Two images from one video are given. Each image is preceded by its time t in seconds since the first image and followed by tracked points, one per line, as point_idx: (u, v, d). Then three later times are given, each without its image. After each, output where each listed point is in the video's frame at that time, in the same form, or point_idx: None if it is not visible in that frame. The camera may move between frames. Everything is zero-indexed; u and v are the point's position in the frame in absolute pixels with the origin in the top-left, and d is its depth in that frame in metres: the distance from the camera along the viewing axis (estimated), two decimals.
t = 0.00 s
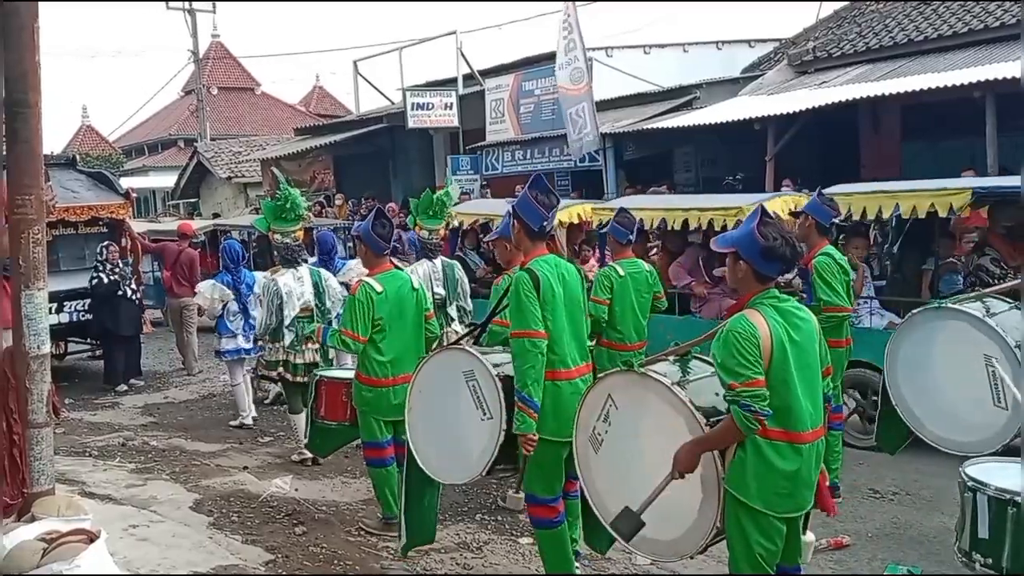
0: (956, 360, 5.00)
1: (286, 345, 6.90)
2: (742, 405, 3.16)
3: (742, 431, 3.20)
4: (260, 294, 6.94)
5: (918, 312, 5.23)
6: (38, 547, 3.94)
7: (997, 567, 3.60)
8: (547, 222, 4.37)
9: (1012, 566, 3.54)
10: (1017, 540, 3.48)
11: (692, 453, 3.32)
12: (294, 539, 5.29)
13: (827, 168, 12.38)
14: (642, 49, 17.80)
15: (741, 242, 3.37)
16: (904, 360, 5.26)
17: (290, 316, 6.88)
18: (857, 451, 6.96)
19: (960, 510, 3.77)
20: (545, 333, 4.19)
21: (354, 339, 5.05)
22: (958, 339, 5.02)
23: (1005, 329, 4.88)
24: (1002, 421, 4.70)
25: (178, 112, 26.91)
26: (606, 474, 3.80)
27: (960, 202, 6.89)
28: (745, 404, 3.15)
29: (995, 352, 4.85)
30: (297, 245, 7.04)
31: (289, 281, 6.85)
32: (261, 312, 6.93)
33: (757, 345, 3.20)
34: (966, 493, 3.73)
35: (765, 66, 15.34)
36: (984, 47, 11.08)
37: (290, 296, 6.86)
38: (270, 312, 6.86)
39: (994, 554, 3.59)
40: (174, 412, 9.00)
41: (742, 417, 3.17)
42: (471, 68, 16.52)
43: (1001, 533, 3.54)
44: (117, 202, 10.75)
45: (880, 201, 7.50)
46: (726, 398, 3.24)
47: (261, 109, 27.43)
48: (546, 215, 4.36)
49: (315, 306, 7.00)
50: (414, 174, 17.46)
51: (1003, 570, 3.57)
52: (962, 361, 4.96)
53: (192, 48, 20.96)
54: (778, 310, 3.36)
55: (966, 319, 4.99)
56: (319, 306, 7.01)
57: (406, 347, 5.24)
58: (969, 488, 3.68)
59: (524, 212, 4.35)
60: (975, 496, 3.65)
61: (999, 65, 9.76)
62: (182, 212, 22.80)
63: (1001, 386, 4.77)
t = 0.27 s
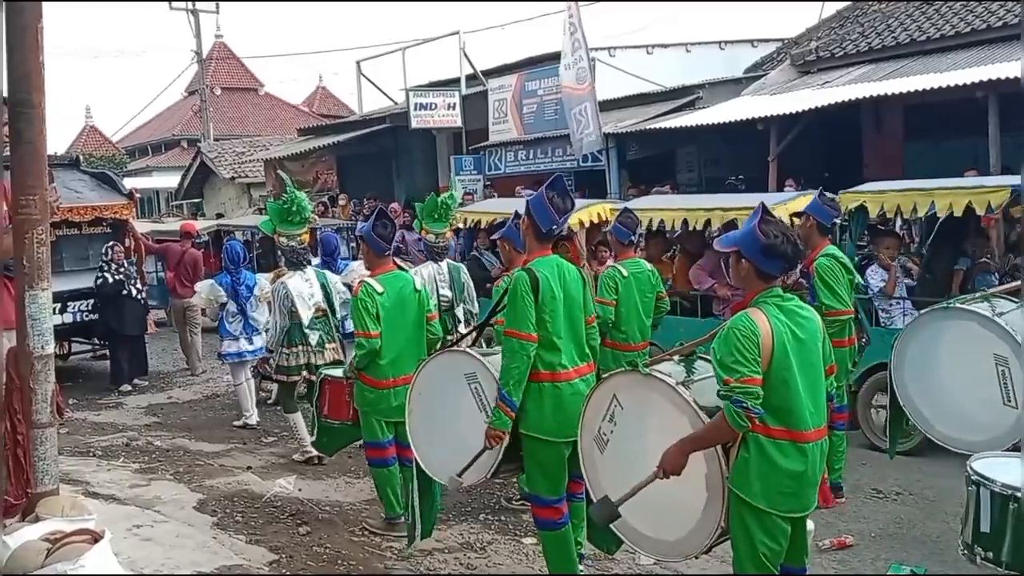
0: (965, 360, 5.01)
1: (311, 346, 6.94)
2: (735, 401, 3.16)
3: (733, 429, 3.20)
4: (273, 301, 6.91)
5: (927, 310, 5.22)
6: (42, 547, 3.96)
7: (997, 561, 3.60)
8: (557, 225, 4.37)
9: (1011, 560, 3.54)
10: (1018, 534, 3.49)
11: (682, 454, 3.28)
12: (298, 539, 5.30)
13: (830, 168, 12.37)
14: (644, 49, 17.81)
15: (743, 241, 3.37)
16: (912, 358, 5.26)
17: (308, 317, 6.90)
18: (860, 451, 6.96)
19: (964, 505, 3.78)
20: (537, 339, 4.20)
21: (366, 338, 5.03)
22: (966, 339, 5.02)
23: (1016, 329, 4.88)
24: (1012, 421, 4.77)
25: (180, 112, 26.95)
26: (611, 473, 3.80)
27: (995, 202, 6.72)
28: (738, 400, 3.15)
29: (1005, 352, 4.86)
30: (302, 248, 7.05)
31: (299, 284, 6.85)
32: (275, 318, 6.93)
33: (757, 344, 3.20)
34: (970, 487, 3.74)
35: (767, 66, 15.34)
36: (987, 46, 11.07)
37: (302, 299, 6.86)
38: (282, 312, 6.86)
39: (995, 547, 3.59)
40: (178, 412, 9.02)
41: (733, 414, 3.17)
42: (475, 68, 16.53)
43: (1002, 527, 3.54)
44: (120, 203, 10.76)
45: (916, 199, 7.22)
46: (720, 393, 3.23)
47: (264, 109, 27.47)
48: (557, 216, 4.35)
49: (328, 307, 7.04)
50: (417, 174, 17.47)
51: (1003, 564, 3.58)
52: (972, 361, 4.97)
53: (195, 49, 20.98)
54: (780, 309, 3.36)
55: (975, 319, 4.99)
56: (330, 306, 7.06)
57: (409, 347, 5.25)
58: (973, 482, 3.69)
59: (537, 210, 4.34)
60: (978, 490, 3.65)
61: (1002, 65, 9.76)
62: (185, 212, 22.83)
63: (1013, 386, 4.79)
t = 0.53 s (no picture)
0: (974, 359, 5.02)
1: (303, 343, 6.86)
2: (735, 407, 3.17)
3: (734, 431, 3.21)
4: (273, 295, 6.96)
5: (935, 309, 5.23)
6: (46, 547, 3.96)
7: (998, 557, 3.59)
8: (557, 233, 4.36)
9: (1013, 557, 3.53)
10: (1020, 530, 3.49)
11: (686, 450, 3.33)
12: (301, 539, 5.30)
13: (832, 168, 12.36)
14: (647, 49, 17.80)
15: (745, 241, 3.37)
16: (921, 357, 5.27)
17: (304, 313, 6.89)
18: (863, 450, 6.96)
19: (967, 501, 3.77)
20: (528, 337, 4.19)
21: (360, 339, 5.02)
22: (974, 338, 5.02)
23: None
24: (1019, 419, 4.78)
25: (183, 113, 26.97)
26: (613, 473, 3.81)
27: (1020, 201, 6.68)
28: (738, 406, 3.17)
29: (1011, 350, 4.86)
30: (306, 244, 7.14)
31: (299, 280, 6.87)
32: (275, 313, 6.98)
33: (760, 346, 3.20)
34: (973, 484, 3.73)
35: (770, 66, 15.33)
36: (990, 46, 11.06)
37: (300, 295, 6.88)
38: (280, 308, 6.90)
39: (997, 544, 3.59)
40: (181, 412, 9.02)
41: (735, 419, 3.18)
42: (477, 68, 16.54)
43: (1004, 522, 3.54)
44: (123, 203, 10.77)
45: (941, 197, 7.19)
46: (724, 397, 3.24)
47: (267, 109, 27.49)
48: (557, 226, 4.34)
49: (328, 305, 7.04)
50: (419, 174, 17.46)
51: (1004, 560, 3.57)
52: (979, 360, 4.98)
53: (198, 49, 21.00)
54: (782, 310, 3.36)
55: (983, 319, 4.98)
56: (331, 304, 7.06)
57: (413, 346, 5.25)
58: (977, 478, 3.69)
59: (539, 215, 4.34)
60: (982, 487, 3.65)
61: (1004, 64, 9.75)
62: (188, 213, 22.84)
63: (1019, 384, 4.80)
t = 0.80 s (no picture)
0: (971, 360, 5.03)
1: (291, 345, 6.90)
2: (732, 392, 3.15)
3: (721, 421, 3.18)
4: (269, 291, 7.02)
5: (935, 309, 5.26)
6: (49, 547, 3.97)
7: (1003, 559, 3.61)
8: (554, 225, 4.36)
9: (1017, 559, 3.54)
10: None
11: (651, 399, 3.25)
12: (303, 539, 5.31)
13: (834, 167, 12.36)
14: (649, 49, 17.80)
15: (748, 239, 3.37)
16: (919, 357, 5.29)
17: (292, 315, 6.88)
18: (865, 449, 6.96)
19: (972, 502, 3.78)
20: (540, 335, 4.19)
21: (371, 339, 5.05)
22: (972, 338, 5.04)
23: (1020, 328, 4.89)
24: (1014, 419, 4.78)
25: (186, 113, 27.00)
26: (615, 471, 3.81)
27: None
28: (734, 391, 3.15)
29: (1008, 350, 4.87)
30: (309, 245, 7.13)
31: (293, 280, 6.89)
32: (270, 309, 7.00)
33: (761, 344, 3.21)
34: (978, 485, 3.73)
35: (772, 66, 15.33)
36: (991, 45, 11.06)
37: (292, 295, 6.90)
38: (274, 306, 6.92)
39: (1001, 546, 3.60)
40: (183, 412, 9.03)
41: (725, 405, 3.15)
42: (479, 68, 16.55)
43: (1008, 525, 3.55)
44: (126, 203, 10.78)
45: (970, 196, 7.09)
46: (716, 381, 3.22)
47: (269, 109, 27.50)
48: (554, 217, 4.35)
49: (321, 308, 6.97)
50: (421, 174, 17.47)
51: (1008, 561, 3.58)
52: (976, 360, 4.99)
53: (200, 49, 21.01)
54: (784, 308, 3.36)
55: (980, 318, 5.00)
56: (325, 309, 6.98)
57: (418, 346, 5.26)
58: (981, 479, 3.69)
59: (534, 211, 4.36)
60: (986, 489, 3.65)
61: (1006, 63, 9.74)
62: (190, 213, 22.85)
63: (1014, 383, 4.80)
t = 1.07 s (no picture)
0: (968, 361, 5.02)
1: (289, 345, 6.85)
2: (741, 400, 3.18)
3: (733, 422, 3.26)
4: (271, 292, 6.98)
5: (931, 309, 5.25)
6: (52, 547, 3.96)
7: (1008, 558, 3.60)
8: (558, 224, 4.37)
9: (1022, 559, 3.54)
10: None
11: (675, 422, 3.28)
12: (306, 539, 5.31)
13: (836, 166, 12.35)
14: (650, 49, 17.79)
15: (750, 238, 3.38)
16: (915, 359, 5.28)
17: (294, 315, 6.87)
18: (867, 449, 6.95)
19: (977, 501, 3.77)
20: (550, 332, 4.20)
21: (371, 337, 5.04)
22: (968, 338, 5.03)
23: (1016, 328, 4.89)
24: (1010, 420, 4.78)
25: (187, 113, 27.02)
26: (616, 471, 3.81)
27: None
28: (743, 399, 3.18)
29: (1004, 350, 4.86)
30: (314, 245, 7.34)
31: (298, 280, 6.88)
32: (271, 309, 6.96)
33: (762, 343, 3.20)
34: (982, 484, 3.72)
35: (773, 66, 15.33)
36: (993, 45, 11.05)
37: (297, 296, 6.87)
38: (275, 308, 6.90)
39: (1006, 545, 3.59)
40: (186, 412, 9.04)
41: (736, 414, 3.21)
42: (481, 68, 16.55)
43: (1013, 525, 3.54)
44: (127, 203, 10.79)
45: (997, 194, 7.11)
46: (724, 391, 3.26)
47: (271, 109, 27.52)
48: (559, 215, 4.36)
49: (322, 308, 6.99)
50: (423, 174, 17.47)
51: (1013, 561, 3.58)
52: (973, 361, 4.98)
53: (202, 49, 21.01)
54: (785, 307, 3.36)
55: (976, 318, 4.99)
56: (326, 309, 7.01)
57: (418, 347, 5.26)
58: (985, 479, 3.68)
59: (537, 212, 4.36)
60: (990, 489, 3.64)
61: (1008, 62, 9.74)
62: (192, 213, 22.87)
63: (1011, 384, 4.80)
